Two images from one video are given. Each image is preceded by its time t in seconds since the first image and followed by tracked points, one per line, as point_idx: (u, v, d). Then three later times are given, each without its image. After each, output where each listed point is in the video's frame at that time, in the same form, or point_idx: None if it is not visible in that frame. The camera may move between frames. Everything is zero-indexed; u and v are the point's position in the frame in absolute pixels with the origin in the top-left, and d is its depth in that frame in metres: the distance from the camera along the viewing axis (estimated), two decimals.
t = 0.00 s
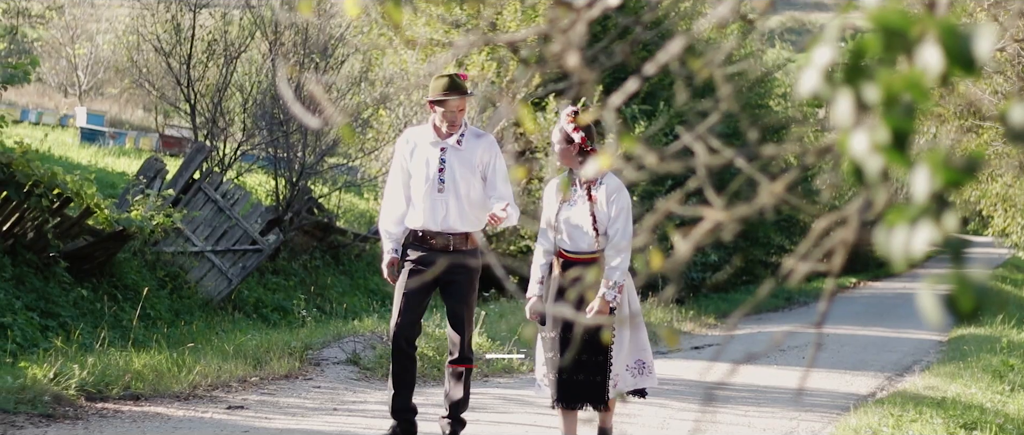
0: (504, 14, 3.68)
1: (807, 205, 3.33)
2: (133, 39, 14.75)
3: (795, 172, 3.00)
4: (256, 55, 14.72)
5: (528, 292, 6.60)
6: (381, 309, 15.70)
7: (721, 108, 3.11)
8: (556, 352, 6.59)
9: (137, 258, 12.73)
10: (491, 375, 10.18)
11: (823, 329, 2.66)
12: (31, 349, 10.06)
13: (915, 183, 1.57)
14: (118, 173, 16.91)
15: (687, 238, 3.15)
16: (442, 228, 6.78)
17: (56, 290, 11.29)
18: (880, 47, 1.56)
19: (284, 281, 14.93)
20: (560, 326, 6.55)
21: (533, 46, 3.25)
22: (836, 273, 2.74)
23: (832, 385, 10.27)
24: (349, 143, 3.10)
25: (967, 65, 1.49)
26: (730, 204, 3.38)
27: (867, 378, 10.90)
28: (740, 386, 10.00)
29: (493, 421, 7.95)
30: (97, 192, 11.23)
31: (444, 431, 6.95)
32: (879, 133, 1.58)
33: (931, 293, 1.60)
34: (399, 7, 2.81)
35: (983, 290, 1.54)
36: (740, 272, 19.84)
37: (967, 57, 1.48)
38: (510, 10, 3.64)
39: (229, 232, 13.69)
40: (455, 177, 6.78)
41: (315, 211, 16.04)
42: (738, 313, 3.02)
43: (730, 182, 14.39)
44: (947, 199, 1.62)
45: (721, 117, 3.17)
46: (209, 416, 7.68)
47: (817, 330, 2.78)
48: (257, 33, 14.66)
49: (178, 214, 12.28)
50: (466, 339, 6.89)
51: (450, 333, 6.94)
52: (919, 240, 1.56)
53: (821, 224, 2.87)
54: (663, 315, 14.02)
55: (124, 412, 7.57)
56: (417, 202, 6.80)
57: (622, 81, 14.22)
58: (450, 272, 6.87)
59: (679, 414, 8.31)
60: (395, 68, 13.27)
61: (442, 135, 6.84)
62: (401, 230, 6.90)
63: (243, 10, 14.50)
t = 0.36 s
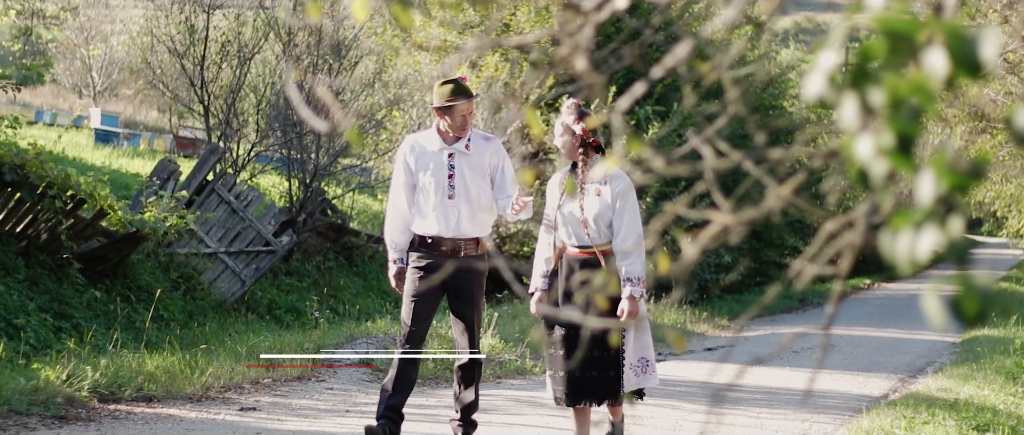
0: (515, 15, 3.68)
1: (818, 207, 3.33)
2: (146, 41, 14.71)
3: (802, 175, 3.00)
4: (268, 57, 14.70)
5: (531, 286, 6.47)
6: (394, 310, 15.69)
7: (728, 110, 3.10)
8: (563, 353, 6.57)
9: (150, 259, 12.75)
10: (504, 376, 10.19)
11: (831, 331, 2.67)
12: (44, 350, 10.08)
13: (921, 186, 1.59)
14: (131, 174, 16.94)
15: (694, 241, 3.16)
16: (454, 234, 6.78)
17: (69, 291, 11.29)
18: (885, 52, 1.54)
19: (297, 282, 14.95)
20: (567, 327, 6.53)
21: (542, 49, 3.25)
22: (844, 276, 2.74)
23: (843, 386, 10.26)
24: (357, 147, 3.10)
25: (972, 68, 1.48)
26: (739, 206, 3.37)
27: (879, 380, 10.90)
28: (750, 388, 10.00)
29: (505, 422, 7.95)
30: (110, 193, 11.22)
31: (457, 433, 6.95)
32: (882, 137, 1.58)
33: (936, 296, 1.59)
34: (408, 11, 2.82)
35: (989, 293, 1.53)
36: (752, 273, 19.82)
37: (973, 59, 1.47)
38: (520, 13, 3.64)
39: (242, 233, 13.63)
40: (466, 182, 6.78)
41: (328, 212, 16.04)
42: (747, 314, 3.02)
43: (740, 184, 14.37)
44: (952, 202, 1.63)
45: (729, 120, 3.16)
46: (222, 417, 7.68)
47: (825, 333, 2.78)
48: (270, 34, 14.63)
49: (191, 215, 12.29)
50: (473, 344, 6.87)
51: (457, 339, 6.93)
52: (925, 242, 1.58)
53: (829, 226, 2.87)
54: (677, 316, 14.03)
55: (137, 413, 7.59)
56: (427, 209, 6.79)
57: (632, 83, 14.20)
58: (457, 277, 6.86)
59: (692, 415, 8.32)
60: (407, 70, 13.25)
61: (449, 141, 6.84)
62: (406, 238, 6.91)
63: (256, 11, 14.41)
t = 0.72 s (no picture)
0: (528, 16, 3.68)
1: (830, 209, 3.32)
2: (162, 40, 14.76)
3: (811, 178, 2.99)
4: (283, 58, 14.71)
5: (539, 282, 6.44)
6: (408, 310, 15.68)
7: (737, 113, 3.10)
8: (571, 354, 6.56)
9: (165, 259, 12.77)
10: (519, 376, 10.20)
11: (841, 333, 2.66)
12: (59, 350, 10.10)
13: (928, 191, 1.58)
14: (146, 174, 16.98)
15: (704, 244, 3.15)
16: (460, 241, 6.76)
17: (84, 291, 11.28)
18: (893, 57, 1.54)
19: (312, 283, 14.97)
20: (574, 329, 6.52)
21: (551, 52, 3.25)
22: (855, 279, 2.73)
23: (856, 387, 10.24)
24: (366, 151, 3.10)
25: (980, 74, 1.47)
26: (749, 208, 3.37)
27: (894, 380, 10.88)
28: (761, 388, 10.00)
29: (519, 423, 7.94)
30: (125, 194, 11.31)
31: None
32: (890, 142, 1.58)
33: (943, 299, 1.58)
34: (418, 14, 2.82)
35: (995, 299, 1.52)
36: (765, 273, 19.78)
37: (979, 64, 1.46)
38: (533, 13, 3.64)
39: (257, 233, 13.58)
40: (470, 188, 6.78)
41: (344, 212, 16.04)
42: (758, 317, 3.01)
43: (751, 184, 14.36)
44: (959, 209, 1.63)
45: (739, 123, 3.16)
46: (236, 417, 7.68)
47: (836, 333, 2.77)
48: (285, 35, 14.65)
49: (206, 215, 12.32)
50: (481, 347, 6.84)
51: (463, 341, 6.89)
52: (931, 249, 1.57)
53: (839, 229, 2.86)
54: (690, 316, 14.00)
55: (151, 413, 7.60)
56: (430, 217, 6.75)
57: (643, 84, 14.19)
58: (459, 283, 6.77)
59: (705, 415, 8.30)
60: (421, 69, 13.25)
61: (449, 148, 6.80)
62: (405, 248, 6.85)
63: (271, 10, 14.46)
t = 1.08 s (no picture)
0: (540, 17, 3.67)
1: (841, 212, 3.31)
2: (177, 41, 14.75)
3: (820, 181, 2.98)
4: (297, 58, 14.64)
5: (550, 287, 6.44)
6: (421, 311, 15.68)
7: (747, 116, 3.10)
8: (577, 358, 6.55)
9: (179, 260, 12.77)
10: (532, 377, 10.20)
11: (851, 334, 2.65)
12: (73, 351, 10.10)
13: (935, 195, 1.57)
14: (161, 174, 17.03)
15: (714, 247, 3.15)
16: (457, 239, 6.62)
17: (98, 292, 11.28)
18: (900, 61, 1.52)
19: (327, 283, 14.96)
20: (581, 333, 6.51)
21: (561, 55, 3.25)
22: (864, 281, 2.73)
23: (868, 388, 10.22)
24: (376, 153, 3.10)
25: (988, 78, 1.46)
26: (759, 210, 3.36)
27: (908, 381, 10.86)
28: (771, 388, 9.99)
29: (532, 424, 7.93)
30: (140, 194, 11.29)
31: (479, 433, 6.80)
32: (898, 147, 1.57)
33: (949, 303, 1.55)
34: (428, 17, 2.82)
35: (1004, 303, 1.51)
36: (779, 273, 19.73)
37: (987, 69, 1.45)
38: (544, 15, 3.64)
39: (271, 234, 13.55)
40: (464, 186, 6.64)
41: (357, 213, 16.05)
42: (768, 319, 3.01)
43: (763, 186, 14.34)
44: (967, 213, 1.61)
45: (748, 127, 3.15)
46: (249, 418, 7.68)
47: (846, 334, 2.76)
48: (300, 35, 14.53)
49: (220, 216, 12.36)
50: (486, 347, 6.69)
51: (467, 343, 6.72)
52: (937, 251, 1.57)
53: (848, 232, 2.85)
54: (704, 317, 13.98)
55: (164, 414, 7.61)
56: (424, 218, 6.62)
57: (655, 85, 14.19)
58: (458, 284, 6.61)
59: (716, 416, 8.29)
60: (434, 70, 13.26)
61: (439, 147, 6.68)
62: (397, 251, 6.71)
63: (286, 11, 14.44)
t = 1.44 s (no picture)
0: (549, 17, 3.66)
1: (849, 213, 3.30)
2: (190, 41, 14.63)
3: (828, 182, 2.97)
4: (311, 58, 14.58)
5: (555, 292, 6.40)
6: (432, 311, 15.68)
7: (755, 117, 3.09)
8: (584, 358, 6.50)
9: (193, 259, 12.76)
10: (546, 377, 10.20)
11: (859, 334, 2.65)
12: (86, 350, 10.09)
13: (940, 196, 1.55)
14: (174, 174, 17.05)
15: (721, 247, 3.14)
16: (456, 232, 6.49)
17: (112, 292, 11.26)
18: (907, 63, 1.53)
19: (340, 283, 14.97)
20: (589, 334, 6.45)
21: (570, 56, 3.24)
22: (873, 282, 2.72)
23: (879, 388, 10.21)
24: (384, 152, 3.09)
25: (995, 80, 1.45)
26: (769, 210, 3.35)
27: (921, 381, 10.84)
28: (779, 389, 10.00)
29: (544, 424, 7.92)
30: (153, 195, 11.39)
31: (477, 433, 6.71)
32: (903, 148, 1.56)
33: (954, 303, 1.52)
34: (436, 19, 2.82)
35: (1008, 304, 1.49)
36: (792, 273, 19.71)
37: (993, 71, 1.44)
38: (554, 16, 3.63)
39: (285, 234, 13.57)
40: (465, 177, 6.51)
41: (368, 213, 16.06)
42: (778, 321, 3.00)
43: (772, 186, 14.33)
44: (973, 216, 1.60)
45: (755, 128, 3.15)
46: (262, 418, 7.69)
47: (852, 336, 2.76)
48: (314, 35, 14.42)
49: (234, 216, 12.38)
50: (486, 345, 6.60)
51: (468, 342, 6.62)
52: (945, 253, 1.54)
53: (856, 233, 2.83)
54: (717, 317, 13.96)
55: (177, 414, 7.61)
56: (423, 210, 6.49)
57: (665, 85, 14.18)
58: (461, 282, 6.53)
59: (723, 416, 8.29)
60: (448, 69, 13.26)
61: (439, 137, 6.55)
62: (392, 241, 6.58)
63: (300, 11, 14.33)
